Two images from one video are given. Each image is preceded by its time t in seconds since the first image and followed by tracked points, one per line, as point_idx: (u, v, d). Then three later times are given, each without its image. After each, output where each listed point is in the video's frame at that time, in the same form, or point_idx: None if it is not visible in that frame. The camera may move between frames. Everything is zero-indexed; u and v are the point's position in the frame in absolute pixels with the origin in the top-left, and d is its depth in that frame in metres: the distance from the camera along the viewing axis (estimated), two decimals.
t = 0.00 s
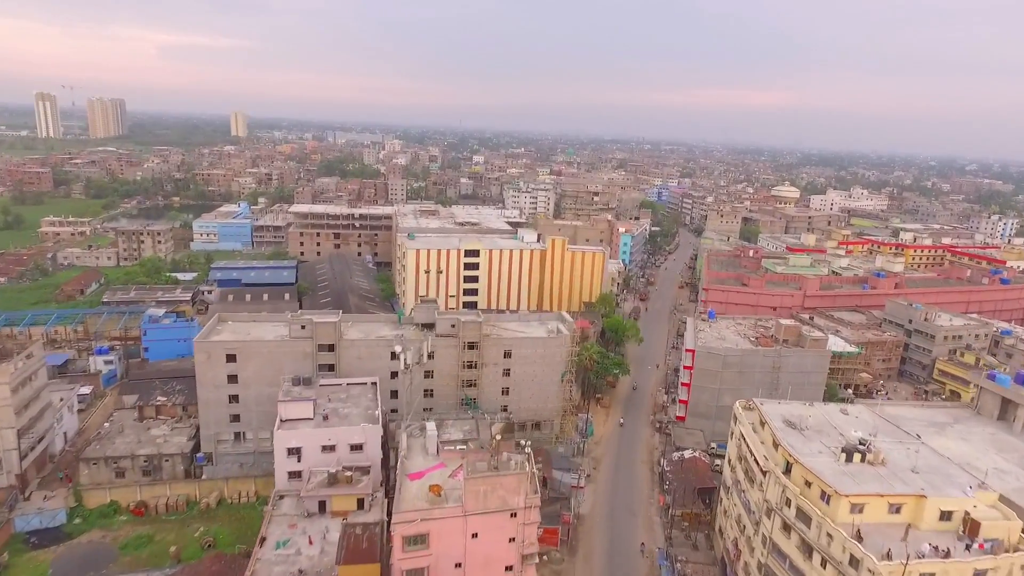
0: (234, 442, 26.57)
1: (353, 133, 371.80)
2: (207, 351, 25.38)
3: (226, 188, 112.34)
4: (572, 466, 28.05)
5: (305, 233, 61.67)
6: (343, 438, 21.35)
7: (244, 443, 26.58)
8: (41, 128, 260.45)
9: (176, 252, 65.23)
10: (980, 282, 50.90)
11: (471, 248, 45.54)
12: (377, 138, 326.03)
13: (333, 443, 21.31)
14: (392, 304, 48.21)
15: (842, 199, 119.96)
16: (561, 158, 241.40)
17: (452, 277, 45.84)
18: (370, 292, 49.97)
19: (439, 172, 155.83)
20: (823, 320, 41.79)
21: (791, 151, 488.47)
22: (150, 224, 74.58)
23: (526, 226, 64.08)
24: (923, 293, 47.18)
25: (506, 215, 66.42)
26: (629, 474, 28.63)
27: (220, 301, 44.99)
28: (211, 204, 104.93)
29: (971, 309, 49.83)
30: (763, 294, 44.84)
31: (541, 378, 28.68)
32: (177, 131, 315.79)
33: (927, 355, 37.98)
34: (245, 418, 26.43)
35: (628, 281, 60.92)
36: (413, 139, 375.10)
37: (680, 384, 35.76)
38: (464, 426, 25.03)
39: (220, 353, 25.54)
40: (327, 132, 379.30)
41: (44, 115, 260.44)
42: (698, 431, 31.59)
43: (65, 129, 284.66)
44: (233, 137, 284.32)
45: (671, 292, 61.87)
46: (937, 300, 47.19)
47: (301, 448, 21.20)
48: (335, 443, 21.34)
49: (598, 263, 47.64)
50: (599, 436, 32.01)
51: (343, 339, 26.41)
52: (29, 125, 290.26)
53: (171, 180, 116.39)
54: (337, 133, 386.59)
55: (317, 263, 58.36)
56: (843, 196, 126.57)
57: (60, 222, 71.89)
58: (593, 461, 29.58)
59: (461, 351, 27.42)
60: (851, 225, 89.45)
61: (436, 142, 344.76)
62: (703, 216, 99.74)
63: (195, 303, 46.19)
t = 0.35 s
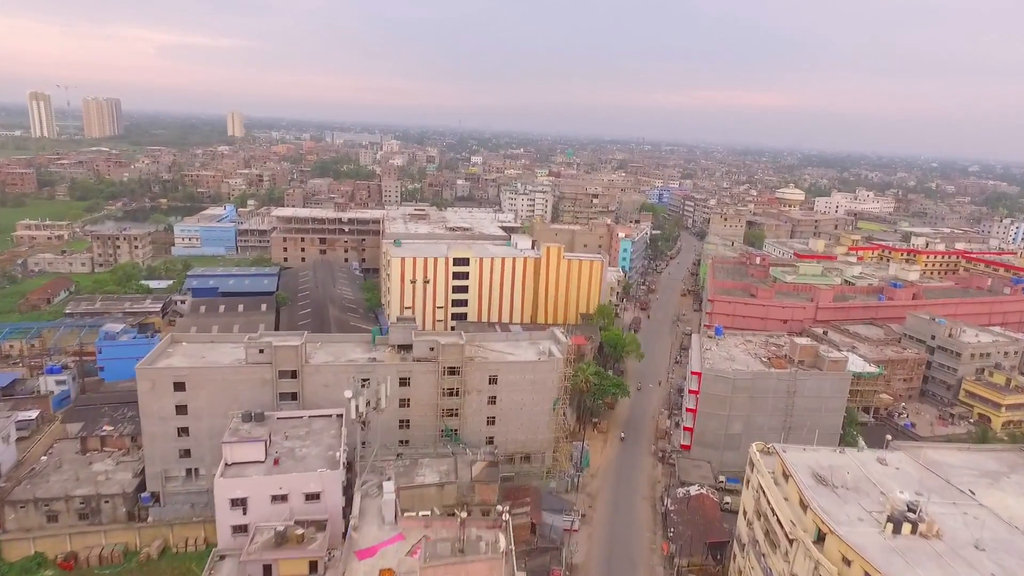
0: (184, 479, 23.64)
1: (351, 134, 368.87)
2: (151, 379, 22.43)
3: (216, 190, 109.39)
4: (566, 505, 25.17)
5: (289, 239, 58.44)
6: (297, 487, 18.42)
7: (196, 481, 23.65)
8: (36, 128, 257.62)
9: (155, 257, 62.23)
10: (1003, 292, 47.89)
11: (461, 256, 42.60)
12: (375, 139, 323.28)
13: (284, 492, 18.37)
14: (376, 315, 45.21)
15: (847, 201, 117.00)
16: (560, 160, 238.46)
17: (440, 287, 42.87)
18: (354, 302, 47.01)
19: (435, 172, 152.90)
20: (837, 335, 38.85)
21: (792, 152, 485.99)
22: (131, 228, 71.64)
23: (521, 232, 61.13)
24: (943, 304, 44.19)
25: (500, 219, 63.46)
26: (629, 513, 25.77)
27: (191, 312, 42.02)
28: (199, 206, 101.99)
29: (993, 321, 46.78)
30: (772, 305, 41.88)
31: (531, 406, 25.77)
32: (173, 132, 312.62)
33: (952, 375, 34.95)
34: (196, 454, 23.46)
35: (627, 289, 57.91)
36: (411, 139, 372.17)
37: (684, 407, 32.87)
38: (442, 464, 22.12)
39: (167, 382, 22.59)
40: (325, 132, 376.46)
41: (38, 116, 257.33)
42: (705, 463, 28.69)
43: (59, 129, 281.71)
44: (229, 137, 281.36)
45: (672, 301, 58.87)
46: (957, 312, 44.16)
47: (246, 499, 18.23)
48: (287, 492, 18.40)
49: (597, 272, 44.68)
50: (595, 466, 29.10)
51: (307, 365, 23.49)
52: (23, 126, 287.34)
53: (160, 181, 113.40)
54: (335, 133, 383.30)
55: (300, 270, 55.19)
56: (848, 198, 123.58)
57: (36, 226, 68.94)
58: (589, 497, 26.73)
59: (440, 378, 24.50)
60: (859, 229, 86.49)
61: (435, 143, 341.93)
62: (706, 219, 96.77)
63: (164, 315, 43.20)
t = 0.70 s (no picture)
0: (119, 529, 20.58)
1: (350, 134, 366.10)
2: (76, 417, 19.38)
3: (204, 192, 106.46)
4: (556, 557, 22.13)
5: (270, 244, 55.66)
6: (230, 556, 15.29)
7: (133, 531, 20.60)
8: (29, 128, 254.64)
9: (131, 263, 59.22)
10: None
11: (447, 266, 39.54)
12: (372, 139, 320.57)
13: (214, 563, 15.24)
14: (357, 329, 42.20)
15: (854, 204, 113.86)
16: (559, 161, 235.74)
17: (424, 299, 39.84)
18: (334, 313, 44.01)
19: (431, 174, 149.95)
20: (854, 353, 35.82)
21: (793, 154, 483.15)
22: (109, 232, 68.62)
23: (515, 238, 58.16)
24: (966, 317, 41.14)
25: (493, 224, 60.49)
26: (628, 564, 22.73)
27: (156, 326, 38.95)
28: (186, 208, 98.96)
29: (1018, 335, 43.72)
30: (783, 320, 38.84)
31: (517, 443, 22.73)
32: (168, 132, 309.55)
33: (982, 399, 31.96)
34: (132, 500, 20.38)
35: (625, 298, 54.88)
36: (409, 140, 369.46)
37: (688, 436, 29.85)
38: (412, 517, 19.04)
39: (94, 419, 19.50)
40: (323, 133, 373.57)
41: (31, 116, 254.29)
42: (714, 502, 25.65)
43: (54, 128, 278.69)
44: (225, 138, 278.45)
45: (674, 311, 55.87)
46: (981, 326, 41.13)
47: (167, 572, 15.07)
48: (218, 563, 15.29)
49: (594, 283, 41.71)
50: (589, 507, 26.01)
51: (259, 399, 20.42)
52: (17, 125, 284.32)
53: (147, 182, 110.45)
54: (333, 133, 380.41)
55: (280, 278, 52.40)
56: (854, 200, 120.56)
57: (9, 230, 65.92)
58: (583, 544, 23.69)
59: (413, 412, 21.45)
60: (866, 234, 83.58)
61: (433, 144, 339.04)
62: (708, 222, 93.72)
63: (128, 328, 40.16)
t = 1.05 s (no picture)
0: None
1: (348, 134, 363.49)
2: None
3: (192, 194, 103.55)
4: None
5: (248, 251, 52.58)
6: None
7: None
8: (23, 129, 252.20)
9: (104, 270, 56.20)
10: None
11: (432, 277, 36.50)
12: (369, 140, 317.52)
13: None
14: (335, 345, 39.07)
15: (860, 206, 110.83)
16: (558, 161, 232.92)
17: (406, 314, 36.74)
18: (311, 326, 40.98)
19: (427, 175, 146.89)
20: (875, 374, 32.76)
21: (794, 155, 480.56)
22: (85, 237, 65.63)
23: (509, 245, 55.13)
24: (992, 333, 38.06)
25: (485, 229, 57.51)
26: None
27: (114, 342, 35.88)
28: (171, 211, 95.95)
29: None
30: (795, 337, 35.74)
31: (498, 490, 19.65)
32: (164, 132, 306.75)
33: (1018, 429, 29.07)
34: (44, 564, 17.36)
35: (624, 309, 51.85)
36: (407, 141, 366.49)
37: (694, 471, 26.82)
38: None
39: None
40: (320, 134, 370.71)
41: (25, 116, 251.63)
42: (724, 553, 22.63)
43: (48, 128, 275.79)
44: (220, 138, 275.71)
45: (677, 322, 52.80)
46: (1009, 341, 38.08)
47: None
48: None
49: (590, 295, 38.69)
50: (583, 558, 22.92)
51: (191, 446, 17.37)
52: (10, 125, 281.71)
53: (133, 184, 107.56)
54: (330, 134, 377.49)
55: (257, 288, 49.33)
56: (860, 203, 117.52)
57: None
58: None
59: (375, 459, 18.40)
60: (875, 239, 80.54)
61: (432, 144, 336.13)
62: (711, 226, 90.71)
63: (86, 343, 37.10)
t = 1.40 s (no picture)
0: None
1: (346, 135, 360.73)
2: None
3: (178, 196, 100.39)
4: None
5: (224, 258, 49.37)
6: None
7: None
8: (16, 129, 249.00)
9: (73, 278, 53.10)
10: None
11: (414, 290, 33.50)
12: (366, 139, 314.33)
13: None
14: (309, 363, 35.86)
15: (866, 209, 107.72)
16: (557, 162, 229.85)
17: (384, 330, 33.70)
18: (284, 342, 37.91)
19: (422, 176, 143.76)
20: (899, 399, 29.67)
21: (796, 155, 477.42)
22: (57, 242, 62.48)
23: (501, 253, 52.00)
24: None
25: (478, 233, 54.63)
26: None
27: (64, 361, 32.79)
28: (156, 214, 92.81)
29: None
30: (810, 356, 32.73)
31: (472, 555, 16.59)
32: (160, 132, 303.56)
33: None
34: None
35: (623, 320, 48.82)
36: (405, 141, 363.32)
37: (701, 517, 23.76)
38: None
39: None
40: (318, 134, 367.67)
41: (17, 116, 248.41)
42: None
43: (43, 128, 272.82)
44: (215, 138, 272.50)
45: (680, 335, 49.72)
46: None
47: None
48: None
49: (586, 309, 35.61)
50: None
51: (93, 512, 14.27)
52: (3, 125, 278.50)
53: (118, 185, 104.36)
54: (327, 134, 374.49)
55: (232, 298, 46.20)
56: (866, 205, 114.37)
57: None
58: None
59: (321, 523, 15.31)
60: (885, 243, 77.56)
61: (430, 145, 333.10)
62: (714, 230, 87.52)
63: (36, 361, 33.93)
